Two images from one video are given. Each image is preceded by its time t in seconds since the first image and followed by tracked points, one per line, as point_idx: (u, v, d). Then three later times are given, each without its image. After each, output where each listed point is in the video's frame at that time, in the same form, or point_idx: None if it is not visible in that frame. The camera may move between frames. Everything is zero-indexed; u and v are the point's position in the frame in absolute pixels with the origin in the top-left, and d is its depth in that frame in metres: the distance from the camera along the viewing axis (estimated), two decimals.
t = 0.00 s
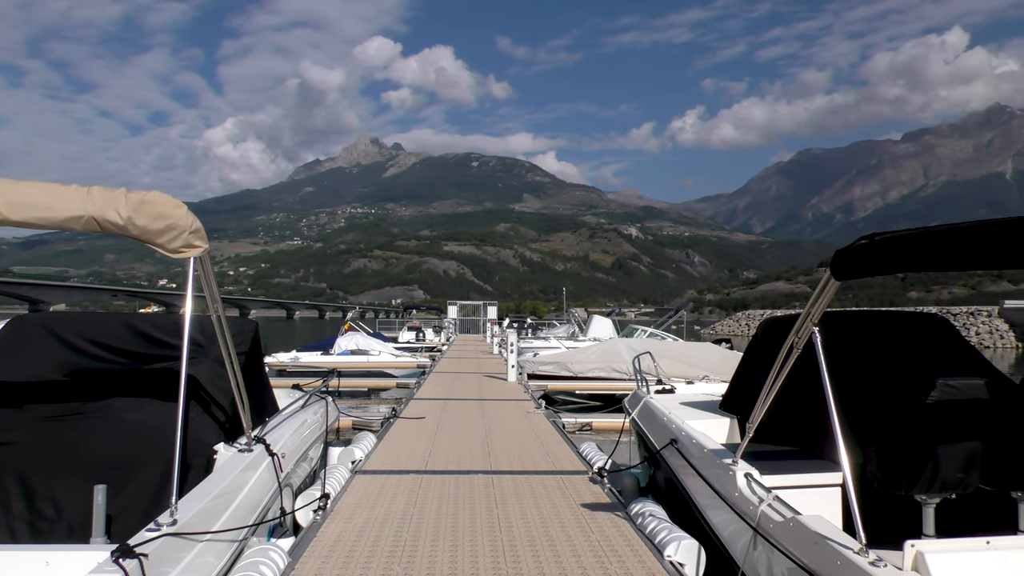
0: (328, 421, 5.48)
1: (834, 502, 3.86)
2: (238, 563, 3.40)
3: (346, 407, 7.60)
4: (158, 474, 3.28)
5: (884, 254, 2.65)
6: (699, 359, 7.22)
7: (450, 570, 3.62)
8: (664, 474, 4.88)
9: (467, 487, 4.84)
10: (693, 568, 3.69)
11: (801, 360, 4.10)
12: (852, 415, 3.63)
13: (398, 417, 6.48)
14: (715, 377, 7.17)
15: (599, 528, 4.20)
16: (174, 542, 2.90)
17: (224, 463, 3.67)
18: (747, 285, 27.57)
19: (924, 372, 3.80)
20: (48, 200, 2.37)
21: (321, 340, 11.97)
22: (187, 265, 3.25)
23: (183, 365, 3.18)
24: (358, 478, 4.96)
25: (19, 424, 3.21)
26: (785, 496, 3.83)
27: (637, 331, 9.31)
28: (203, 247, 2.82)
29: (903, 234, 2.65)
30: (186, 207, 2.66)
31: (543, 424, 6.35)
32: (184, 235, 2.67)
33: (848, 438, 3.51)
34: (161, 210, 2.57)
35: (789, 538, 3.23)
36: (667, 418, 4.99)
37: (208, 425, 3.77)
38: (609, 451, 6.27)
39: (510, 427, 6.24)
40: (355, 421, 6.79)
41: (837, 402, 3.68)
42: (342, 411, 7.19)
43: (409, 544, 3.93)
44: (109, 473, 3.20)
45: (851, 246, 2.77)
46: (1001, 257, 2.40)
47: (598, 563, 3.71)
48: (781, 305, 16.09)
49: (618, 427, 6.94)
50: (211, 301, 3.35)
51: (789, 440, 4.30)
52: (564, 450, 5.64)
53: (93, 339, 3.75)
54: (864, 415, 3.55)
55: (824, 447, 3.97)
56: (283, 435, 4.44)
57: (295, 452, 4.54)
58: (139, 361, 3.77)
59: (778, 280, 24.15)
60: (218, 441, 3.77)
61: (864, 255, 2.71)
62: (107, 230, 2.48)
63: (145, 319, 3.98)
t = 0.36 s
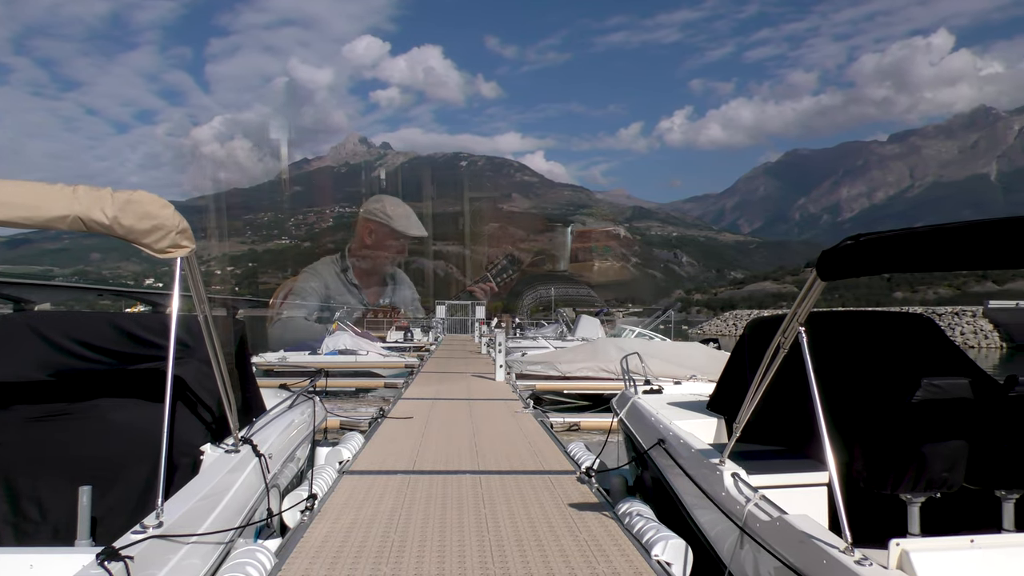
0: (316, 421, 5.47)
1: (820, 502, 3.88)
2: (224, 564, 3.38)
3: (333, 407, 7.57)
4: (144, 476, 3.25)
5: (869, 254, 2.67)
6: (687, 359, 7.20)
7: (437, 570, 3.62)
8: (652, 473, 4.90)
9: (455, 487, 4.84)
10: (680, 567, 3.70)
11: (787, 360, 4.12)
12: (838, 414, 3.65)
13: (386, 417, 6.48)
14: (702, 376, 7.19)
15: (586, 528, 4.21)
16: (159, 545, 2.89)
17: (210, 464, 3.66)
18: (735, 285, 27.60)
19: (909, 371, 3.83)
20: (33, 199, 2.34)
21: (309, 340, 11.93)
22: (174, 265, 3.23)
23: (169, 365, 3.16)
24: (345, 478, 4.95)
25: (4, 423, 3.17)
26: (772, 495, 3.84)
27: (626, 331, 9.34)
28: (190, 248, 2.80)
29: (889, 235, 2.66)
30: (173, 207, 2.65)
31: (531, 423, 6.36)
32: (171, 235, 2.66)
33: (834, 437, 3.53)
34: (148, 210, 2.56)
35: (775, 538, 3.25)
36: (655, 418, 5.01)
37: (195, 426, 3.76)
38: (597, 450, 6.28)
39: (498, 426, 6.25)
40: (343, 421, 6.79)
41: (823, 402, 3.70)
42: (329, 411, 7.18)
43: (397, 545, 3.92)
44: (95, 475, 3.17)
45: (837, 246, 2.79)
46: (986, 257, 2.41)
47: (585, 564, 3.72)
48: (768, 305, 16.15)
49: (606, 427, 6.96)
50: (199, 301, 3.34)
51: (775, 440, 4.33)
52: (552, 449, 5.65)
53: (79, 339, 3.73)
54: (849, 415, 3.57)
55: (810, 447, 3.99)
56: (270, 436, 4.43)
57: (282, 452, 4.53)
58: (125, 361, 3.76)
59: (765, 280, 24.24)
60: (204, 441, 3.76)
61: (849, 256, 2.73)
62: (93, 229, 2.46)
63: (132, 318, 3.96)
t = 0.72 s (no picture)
0: (297, 421, 5.45)
1: (799, 500, 3.91)
2: (203, 565, 3.35)
3: (313, 406, 7.54)
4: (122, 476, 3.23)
5: (847, 254, 2.63)
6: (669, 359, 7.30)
7: (418, 570, 3.62)
8: (634, 473, 4.91)
9: (437, 487, 4.83)
10: (661, 566, 3.72)
11: (767, 360, 4.13)
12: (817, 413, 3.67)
13: (367, 416, 6.46)
14: (684, 376, 7.24)
15: (568, 527, 4.22)
16: (139, 546, 2.87)
17: (189, 465, 3.63)
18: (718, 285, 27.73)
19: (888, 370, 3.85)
20: (13, 199, 2.35)
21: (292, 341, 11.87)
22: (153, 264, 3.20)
23: (149, 364, 3.13)
24: (326, 479, 4.93)
25: None
26: (752, 494, 3.87)
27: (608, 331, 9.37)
28: (171, 247, 2.76)
29: (868, 235, 2.63)
30: (153, 207, 2.62)
31: (513, 423, 6.36)
32: (150, 235, 2.63)
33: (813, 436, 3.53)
34: (126, 209, 2.53)
35: (755, 536, 3.27)
36: (637, 417, 5.03)
37: (174, 426, 3.73)
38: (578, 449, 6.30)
39: (480, 426, 6.24)
40: (324, 421, 6.82)
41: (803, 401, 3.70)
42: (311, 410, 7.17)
43: (378, 545, 3.91)
44: (72, 475, 3.13)
45: (816, 246, 2.74)
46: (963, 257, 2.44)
47: (567, 563, 3.72)
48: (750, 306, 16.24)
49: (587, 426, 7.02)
50: (178, 300, 3.31)
51: (756, 439, 4.35)
52: (534, 449, 5.65)
53: (56, 338, 3.67)
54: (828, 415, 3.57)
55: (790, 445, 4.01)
56: (251, 436, 4.41)
57: (262, 453, 4.51)
58: (102, 361, 3.73)
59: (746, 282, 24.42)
60: (184, 441, 3.73)
61: (829, 256, 2.69)
62: (70, 228, 2.44)
63: (111, 317, 3.86)
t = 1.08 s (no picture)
0: (283, 421, 5.43)
1: (786, 499, 3.93)
2: (189, 567, 3.32)
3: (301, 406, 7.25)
4: (107, 476, 3.20)
5: (834, 254, 2.64)
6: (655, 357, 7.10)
7: (405, 570, 3.61)
8: (621, 472, 4.91)
9: (424, 486, 4.82)
10: (648, 565, 3.73)
11: (753, 360, 4.15)
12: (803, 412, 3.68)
13: (355, 416, 6.44)
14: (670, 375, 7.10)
15: (555, 526, 4.22)
16: (124, 547, 2.85)
17: (176, 464, 3.62)
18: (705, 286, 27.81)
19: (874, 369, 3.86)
20: None
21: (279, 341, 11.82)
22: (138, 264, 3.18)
23: (133, 364, 3.10)
24: (313, 479, 4.91)
25: None
26: (739, 494, 3.88)
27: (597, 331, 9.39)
28: (156, 246, 2.74)
29: (853, 235, 2.64)
30: (138, 206, 2.60)
31: (501, 423, 6.36)
32: (135, 234, 2.61)
33: (798, 435, 3.53)
34: (111, 208, 2.51)
35: (742, 535, 3.28)
36: (624, 417, 5.04)
37: (159, 426, 3.70)
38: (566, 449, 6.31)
39: (467, 426, 6.23)
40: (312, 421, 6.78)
41: (789, 401, 3.70)
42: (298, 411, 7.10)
43: (365, 545, 3.89)
44: (56, 475, 3.11)
45: (802, 246, 2.75)
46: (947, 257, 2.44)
47: (554, 562, 3.73)
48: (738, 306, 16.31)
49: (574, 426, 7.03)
50: (163, 299, 3.29)
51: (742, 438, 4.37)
52: (521, 448, 5.66)
53: (39, 337, 3.65)
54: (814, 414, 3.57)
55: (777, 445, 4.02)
56: (237, 436, 4.39)
57: (248, 453, 4.49)
58: (86, 360, 3.69)
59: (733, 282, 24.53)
60: (169, 441, 3.71)
61: (815, 256, 2.70)
62: (54, 227, 2.43)
63: (94, 317, 3.85)
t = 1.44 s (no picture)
0: (275, 421, 5.42)
1: (778, 498, 3.94)
2: (180, 567, 3.31)
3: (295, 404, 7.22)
4: (99, 475, 3.18)
5: (826, 254, 2.65)
6: (649, 356, 6.97)
7: (399, 570, 3.60)
8: (614, 471, 4.92)
9: (417, 486, 4.82)
10: (641, 564, 3.73)
11: (746, 359, 4.15)
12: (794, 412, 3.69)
13: (348, 416, 6.43)
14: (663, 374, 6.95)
15: (548, 526, 4.22)
16: (115, 546, 2.84)
17: (167, 464, 3.61)
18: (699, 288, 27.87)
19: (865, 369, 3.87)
20: None
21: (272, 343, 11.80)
22: (129, 262, 3.17)
23: (124, 363, 3.09)
24: (305, 478, 4.90)
25: None
26: (731, 493, 3.88)
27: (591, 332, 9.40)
28: (148, 245, 2.73)
29: (845, 235, 2.65)
30: (128, 204, 2.59)
31: (494, 423, 6.35)
32: (126, 233, 2.60)
33: (791, 434, 3.54)
34: (101, 207, 2.50)
35: (734, 534, 3.28)
36: (617, 416, 5.04)
37: (151, 425, 3.69)
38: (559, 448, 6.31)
39: (460, 426, 6.22)
40: (304, 421, 6.74)
41: (782, 400, 3.70)
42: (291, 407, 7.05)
43: (358, 545, 3.89)
44: (46, 475, 3.09)
45: (795, 246, 2.76)
46: (942, 258, 2.44)
47: (547, 561, 3.73)
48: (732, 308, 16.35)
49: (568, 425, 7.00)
50: (155, 298, 3.27)
51: (734, 437, 4.38)
52: (514, 448, 5.66)
53: (28, 337, 3.51)
54: (806, 413, 3.58)
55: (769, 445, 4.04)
56: (228, 436, 4.38)
57: (240, 453, 4.48)
58: (77, 360, 3.60)
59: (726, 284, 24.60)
60: (160, 441, 3.70)
61: (807, 256, 2.71)
62: (45, 226, 2.42)
63: (84, 315, 3.69)
